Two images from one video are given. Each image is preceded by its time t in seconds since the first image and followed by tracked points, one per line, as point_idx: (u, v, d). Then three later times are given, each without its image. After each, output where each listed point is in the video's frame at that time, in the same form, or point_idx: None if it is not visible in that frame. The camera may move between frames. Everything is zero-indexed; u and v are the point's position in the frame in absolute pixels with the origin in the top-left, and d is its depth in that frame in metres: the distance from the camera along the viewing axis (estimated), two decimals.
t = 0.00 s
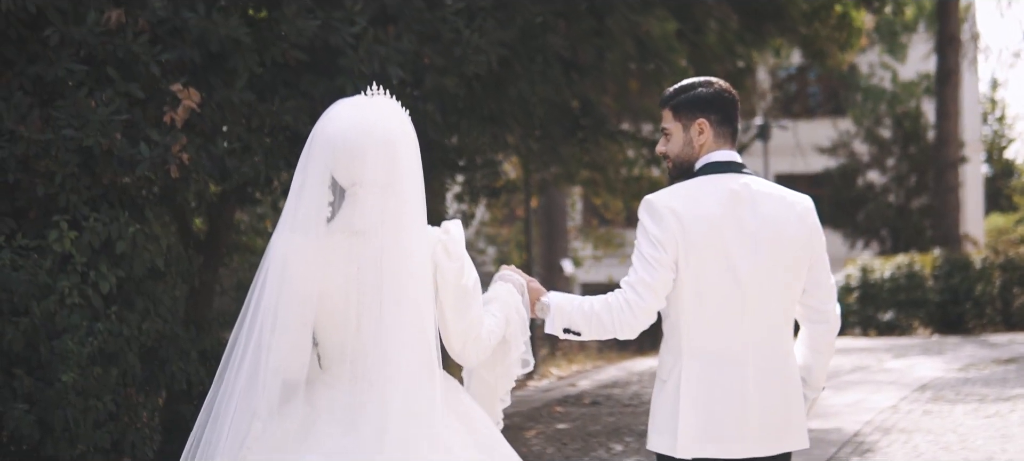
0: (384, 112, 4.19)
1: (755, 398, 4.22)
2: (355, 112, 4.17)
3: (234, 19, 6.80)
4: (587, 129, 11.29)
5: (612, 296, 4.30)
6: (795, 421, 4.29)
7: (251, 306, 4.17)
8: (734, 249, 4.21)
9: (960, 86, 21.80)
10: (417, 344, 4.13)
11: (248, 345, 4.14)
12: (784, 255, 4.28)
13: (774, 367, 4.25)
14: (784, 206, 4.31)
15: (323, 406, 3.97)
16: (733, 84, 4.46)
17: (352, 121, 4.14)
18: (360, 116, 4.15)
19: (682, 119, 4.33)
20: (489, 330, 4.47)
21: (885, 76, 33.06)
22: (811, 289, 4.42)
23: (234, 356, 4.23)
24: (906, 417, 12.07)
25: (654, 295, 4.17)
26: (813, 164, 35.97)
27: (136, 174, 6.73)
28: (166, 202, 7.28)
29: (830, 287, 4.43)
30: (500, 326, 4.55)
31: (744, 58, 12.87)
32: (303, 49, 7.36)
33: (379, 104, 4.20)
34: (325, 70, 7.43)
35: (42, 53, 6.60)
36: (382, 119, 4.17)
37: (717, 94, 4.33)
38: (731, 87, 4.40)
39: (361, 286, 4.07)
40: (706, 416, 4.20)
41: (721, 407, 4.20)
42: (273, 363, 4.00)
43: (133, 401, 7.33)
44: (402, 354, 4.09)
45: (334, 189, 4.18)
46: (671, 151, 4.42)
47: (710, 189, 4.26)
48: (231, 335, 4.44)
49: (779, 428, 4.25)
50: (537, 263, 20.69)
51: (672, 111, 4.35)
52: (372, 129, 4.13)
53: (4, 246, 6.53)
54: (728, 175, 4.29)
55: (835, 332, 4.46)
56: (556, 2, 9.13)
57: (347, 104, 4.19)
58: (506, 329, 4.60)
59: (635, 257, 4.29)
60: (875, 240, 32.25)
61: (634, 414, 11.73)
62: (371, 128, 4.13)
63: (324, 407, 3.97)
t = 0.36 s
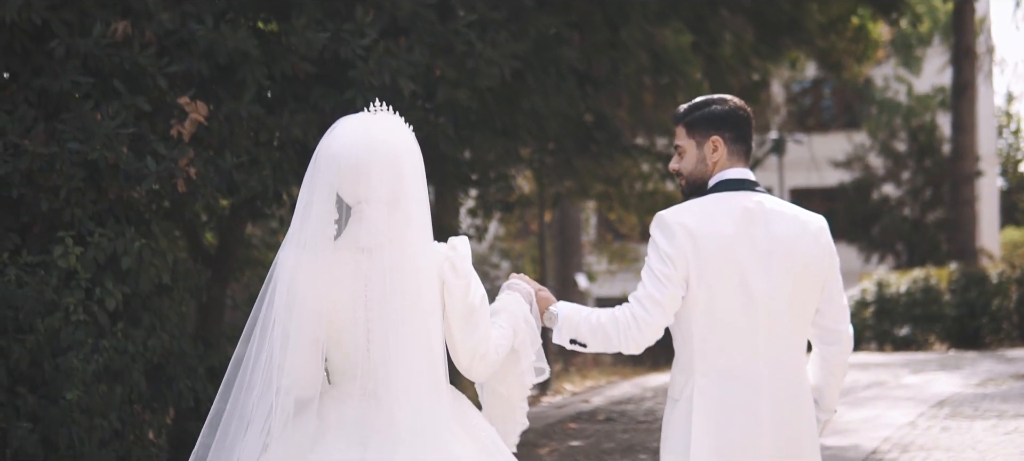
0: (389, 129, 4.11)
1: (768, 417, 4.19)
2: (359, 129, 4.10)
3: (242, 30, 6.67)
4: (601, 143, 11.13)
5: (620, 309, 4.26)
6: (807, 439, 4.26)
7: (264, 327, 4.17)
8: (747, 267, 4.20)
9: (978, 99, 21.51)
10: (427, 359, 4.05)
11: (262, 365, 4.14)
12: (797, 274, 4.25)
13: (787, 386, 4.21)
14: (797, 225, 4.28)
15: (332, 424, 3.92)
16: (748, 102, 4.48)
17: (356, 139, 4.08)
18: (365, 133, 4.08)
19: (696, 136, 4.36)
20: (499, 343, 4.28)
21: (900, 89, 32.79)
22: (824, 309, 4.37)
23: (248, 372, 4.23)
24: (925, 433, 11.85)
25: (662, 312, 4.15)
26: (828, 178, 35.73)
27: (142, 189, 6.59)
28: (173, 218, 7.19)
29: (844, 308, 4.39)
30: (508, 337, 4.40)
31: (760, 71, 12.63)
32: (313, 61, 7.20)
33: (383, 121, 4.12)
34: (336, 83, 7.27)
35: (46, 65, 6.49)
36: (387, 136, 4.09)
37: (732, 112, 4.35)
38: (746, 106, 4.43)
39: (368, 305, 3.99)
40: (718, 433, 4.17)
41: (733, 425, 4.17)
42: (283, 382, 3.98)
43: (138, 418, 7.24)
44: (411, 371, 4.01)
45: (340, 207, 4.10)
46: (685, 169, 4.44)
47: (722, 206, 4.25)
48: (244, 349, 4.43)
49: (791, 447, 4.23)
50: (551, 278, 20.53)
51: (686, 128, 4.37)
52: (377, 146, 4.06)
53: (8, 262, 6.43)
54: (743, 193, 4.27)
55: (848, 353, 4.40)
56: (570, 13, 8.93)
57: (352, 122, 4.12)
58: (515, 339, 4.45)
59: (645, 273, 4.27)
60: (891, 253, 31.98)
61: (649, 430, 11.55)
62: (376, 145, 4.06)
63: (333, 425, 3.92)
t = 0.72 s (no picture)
0: (390, 137, 4.08)
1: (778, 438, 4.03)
2: (359, 138, 4.07)
3: (243, 40, 6.50)
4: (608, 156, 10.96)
5: (628, 324, 4.12)
6: None
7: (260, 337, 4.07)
8: (758, 283, 4.05)
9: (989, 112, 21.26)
10: (428, 368, 3.98)
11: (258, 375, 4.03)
12: (808, 292, 4.09)
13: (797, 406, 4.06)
14: (811, 243, 4.13)
15: (332, 434, 3.84)
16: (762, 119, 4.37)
17: (359, 147, 4.04)
18: (366, 141, 4.05)
19: (710, 152, 4.23)
20: (502, 354, 4.18)
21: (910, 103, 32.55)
22: (835, 329, 4.20)
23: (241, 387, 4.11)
24: (937, 450, 11.65)
25: (671, 326, 4.01)
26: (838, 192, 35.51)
27: (142, 203, 6.48)
28: (175, 233, 7.08)
29: (856, 328, 4.21)
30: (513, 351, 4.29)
31: (769, 83, 12.42)
32: (315, 72, 7.05)
33: (384, 129, 4.09)
34: (339, 94, 7.11)
35: (45, 77, 6.37)
36: (388, 143, 4.06)
37: (747, 128, 4.24)
38: (761, 122, 4.31)
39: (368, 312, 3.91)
40: (725, 453, 4.02)
41: (741, 444, 4.02)
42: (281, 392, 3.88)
43: (137, 436, 7.09)
44: (412, 380, 3.93)
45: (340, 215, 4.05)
46: (699, 184, 4.32)
47: (734, 222, 4.11)
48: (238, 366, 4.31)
49: None
50: (559, 293, 20.34)
51: (700, 144, 4.25)
52: (377, 154, 4.02)
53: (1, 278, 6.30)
54: (755, 210, 4.13)
55: (859, 372, 4.21)
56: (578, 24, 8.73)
57: (352, 131, 4.09)
58: (519, 353, 4.34)
59: (655, 287, 4.13)
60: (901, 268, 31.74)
61: (658, 447, 11.37)
62: (377, 153, 4.02)
63: (333, 434, 3.83)
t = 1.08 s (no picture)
0: (395, 149, 3.95)
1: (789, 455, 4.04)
2: (365, 150, 3.96)
3: (241, 55, 6.36)
4: (613, 176, 10.80)
5: (643, 342, 4.14)
6: None
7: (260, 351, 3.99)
8: (771, 300, 4.07)
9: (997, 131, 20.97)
10: (431, 389, 3.86)
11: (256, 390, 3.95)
12: (821, 309, 4.12)
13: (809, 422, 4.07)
14: (823, 260, 4.16)
15: (328, 453, 3.76)
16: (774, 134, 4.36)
17: (363, 159, 3.93)
18: (371, 153, 3.94)
19: (722, 168, 4.22)
20: (508, 376, 4.01)
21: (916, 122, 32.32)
22: (848, 346, 4.23)
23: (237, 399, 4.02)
24: None
25: (686, 343, 4.03)
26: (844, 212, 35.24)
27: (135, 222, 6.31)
28: (172, 252, 6.90)
29: (870, 345, 4.25)
30: (520, 375, 4.09)
31: (776, 102, 12.22)
32: (313, 88, 6.89)
33: (391, 142, 3.97)
34: (338, 111, 6.96)
35: (38, 93, 6.23)
36: (394, 156, 3.94)
37: (759, 145, 4.23)
38: (772, 138, 4.30)
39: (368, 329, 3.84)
40: None
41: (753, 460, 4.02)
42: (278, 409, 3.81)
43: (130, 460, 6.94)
44: (412, 400, 3.83)
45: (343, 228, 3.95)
46: (711, 201, 4.31)
47: (747, 239, 4.12)
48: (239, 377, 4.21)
49: None
50: (564, 314, 20.10)
51: (712, 160, 4.24)
52: (382, 167, 3.91)
53: None
54: (766, 227, 4.14)
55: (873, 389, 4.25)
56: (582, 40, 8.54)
57: (360, 142, 3.98)
58: (526, 376, 4.14)
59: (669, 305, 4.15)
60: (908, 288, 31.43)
61: None
62: (381, 166, 3.91)
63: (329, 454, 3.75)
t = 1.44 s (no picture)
0: (403, 175, 4.02)
1: None
2: (373, 176, 4.03)
3: (236, 72, 6.18)
4: (617, 196, 10.58)
5: (658, 366, 4.00)
6: None
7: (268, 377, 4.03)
8: (785, 321, 3.93)
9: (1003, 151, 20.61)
10: (440, 415, 3.94)
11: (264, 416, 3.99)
12: (836, 329, 3.96)
13: (825, 448, 3.93)
14: (837, 279, 4.01)
15: None
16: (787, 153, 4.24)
17: (373, 185, 3.99)
18: (378, 179, 4.01)
19: (734, 186, 4.10)
20: (522, 405, 4.04)
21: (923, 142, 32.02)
22: (863, 366, 4.05)
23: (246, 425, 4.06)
24: None
25: (702, 365, 3.89)
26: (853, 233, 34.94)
27: (126, 240, 6.18)
28: (167, 274, 6.75)
29: (884, 365, 4.07)
30: (533, 404, 4.11)
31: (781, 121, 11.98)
32: (311, 106, 6.73)
33: (398, 167, 4.05)
34: (337, 129, 6.78)
35: (28, 111, 6.10)
36: (401, 181, 4.01)
37: (771, 163, 4.10)
38: (785, 156, 4.19)
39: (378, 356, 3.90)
40: None
41: None
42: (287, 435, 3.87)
43: None
44: (422, 427, 3.91)
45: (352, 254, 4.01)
46: (723, 219, 4.17)
47: (761, 258, 3.99)
48: (246, 401, 4.27)
49: None
50: (568, 336, 19.86)
51: (724, 178, 4.12)
52: (389, 192, 3.98)
53: None
54: (781, 245, 4.02)
55: (887, 411, 4.03)
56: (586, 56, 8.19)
57: (366, 168, 4.05)
58: (540, 405, 4.14)
59: (683, 326, 4.01)
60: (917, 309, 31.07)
61: None
62: (389, 191, 3.98)
63: None
